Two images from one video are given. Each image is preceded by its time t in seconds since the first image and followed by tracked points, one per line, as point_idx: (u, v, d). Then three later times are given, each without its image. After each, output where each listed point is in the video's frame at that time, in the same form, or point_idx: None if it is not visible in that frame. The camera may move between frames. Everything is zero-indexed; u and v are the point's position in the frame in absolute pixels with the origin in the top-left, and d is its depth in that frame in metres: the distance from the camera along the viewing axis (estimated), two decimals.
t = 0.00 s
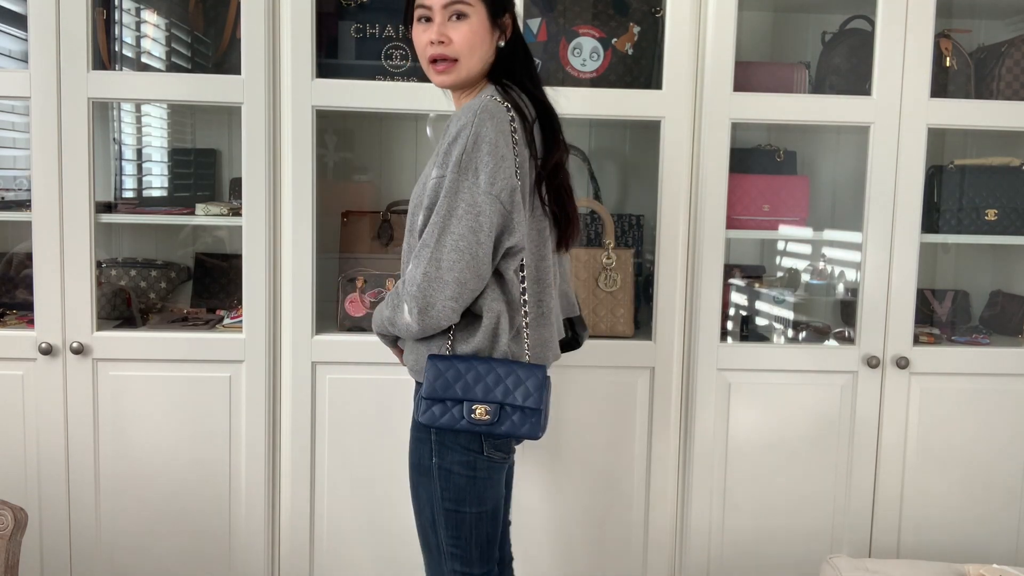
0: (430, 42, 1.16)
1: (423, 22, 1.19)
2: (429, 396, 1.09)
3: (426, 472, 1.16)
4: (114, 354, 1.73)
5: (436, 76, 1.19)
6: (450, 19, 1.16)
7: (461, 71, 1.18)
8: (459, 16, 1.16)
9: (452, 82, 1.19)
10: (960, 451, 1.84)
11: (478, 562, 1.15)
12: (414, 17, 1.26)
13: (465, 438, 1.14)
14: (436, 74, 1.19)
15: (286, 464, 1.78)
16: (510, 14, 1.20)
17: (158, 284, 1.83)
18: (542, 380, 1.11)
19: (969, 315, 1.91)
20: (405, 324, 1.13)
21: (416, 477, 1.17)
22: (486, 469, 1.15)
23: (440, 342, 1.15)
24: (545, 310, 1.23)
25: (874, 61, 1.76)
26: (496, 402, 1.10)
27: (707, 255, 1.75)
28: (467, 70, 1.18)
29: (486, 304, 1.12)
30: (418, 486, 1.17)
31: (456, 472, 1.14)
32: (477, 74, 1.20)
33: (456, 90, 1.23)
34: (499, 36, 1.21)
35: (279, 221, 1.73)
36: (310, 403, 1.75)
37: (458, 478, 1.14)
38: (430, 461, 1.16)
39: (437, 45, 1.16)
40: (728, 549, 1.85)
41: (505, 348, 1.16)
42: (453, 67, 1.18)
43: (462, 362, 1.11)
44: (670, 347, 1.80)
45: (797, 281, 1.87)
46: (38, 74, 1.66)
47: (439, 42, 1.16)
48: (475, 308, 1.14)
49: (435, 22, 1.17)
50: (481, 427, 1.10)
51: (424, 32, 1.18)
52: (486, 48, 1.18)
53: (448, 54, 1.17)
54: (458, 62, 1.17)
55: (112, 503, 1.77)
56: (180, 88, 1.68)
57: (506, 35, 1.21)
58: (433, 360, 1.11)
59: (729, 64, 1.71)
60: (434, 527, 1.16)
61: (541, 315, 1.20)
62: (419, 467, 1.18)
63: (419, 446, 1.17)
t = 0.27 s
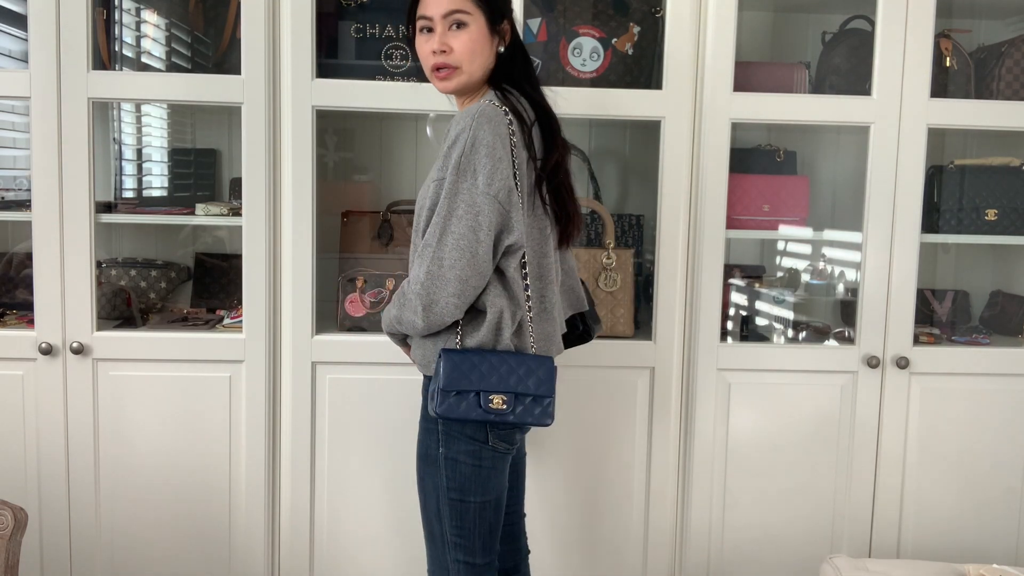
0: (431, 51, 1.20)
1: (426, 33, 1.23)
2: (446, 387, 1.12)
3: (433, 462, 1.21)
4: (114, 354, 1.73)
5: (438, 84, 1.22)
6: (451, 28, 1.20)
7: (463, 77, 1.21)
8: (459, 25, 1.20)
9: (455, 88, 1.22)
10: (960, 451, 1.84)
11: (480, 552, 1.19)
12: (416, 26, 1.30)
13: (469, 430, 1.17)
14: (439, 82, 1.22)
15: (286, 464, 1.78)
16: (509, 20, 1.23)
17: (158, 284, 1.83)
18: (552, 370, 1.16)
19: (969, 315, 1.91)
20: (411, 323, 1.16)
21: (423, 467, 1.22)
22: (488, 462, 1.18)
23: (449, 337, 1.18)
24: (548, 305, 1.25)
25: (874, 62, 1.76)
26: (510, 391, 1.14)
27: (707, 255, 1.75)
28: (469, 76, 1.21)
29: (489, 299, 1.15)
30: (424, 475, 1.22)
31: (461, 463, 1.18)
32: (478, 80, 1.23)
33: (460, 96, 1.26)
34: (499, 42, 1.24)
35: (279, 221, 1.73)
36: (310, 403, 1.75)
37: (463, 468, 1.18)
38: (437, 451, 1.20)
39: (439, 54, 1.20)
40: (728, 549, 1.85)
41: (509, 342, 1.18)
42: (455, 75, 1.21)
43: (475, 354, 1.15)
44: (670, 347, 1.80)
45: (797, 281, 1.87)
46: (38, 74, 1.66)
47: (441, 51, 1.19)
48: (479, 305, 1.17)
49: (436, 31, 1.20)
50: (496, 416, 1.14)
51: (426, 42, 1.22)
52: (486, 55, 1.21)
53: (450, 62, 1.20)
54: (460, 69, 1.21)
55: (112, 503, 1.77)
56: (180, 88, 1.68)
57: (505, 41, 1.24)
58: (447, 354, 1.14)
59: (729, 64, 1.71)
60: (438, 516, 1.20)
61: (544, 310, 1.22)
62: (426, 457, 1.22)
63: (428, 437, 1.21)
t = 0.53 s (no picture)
0: (437, 52, 1.20)
1: (431, 34, 1.23)
2: (449, 382, 1.12)
3: (439, 457, 1.21)
4: (114, 354, 1.73)
5: (443, 85, 1.22)
6: (457, 30, 1.20)
7: (468, 79, 1.22)
8: (465, 27, 1.20)
9: (459, 90, 1.23)
10: (960, 451, 1.84)
11: (485, 547, 1.20)
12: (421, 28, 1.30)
13: (476, 425, 1.17)
14: (444, 83, 1.22)
15: (286, 464, 1.78)
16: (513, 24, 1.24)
17: (158, 284, 1.83)
18: (554, 365, 1.16)
19: (969, 315, 1.91)
20: (418, 321, 1.16)
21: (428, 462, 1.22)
22: (495, 459, 1.18)
23: (455, 334, 1.19)
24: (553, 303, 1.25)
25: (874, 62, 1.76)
26: (512, 386, 1.13)
27: (707, 255, 1.75)
28: (474, 78, 1.22)
29: (494, 296, 1.15)
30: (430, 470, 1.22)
31: (468, 458, 1.18)
32: (483, 82, 1.23)
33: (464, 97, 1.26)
34: (504, 45, 1.24)
35: (279, 221, 1.73)
36: (310, 403, 1.75)
37: (469, 463, 1.18)
38: (443, 446, 1.20)
39: (445, 55, 1.20)
40: (728, 549, 1.85)
41: (514, 339, 1.18)
42: (460, 76, 1.21)
43: (478, 350, 1.15)
44: (670, 347, 1.80)
45: (797, 281, 1.87)
46: (38, 74, 1.66)
47: (446, 52, 1.20)
48: (485, 302, 1.17)
49: (442, 33, 1.21)
50: (500, 410, 1.13)
51: (432, 43, 1.22)
52: (491, 57, 1.21)
53: (455, 63, 1.20)
54: (465, 71, 1.21)
55: (112, 503, 1.77)
56: (180, 88, 1.68)
57: (510, 44, 1.25)
58: (451, 350, 1.14)
59: (729, 64, 1.71)
60: (444, 511, 1.20)
61: (548, 308, 1.23)
62: (433, 452, 1.22)
63: (434, 432, 1.22)
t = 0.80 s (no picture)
0: (438, 52, 1.20)
1: (434, 35, 1.23)
2: (453, 380, 1.12)
3: (439, 457, 1.21)
4: (114, 354, 1.73)
5: (444, 85, 1.23)
6: (459, 30, 1.20)
7: (469, 79, 1.22)
8: (467, 28, 1.20)
9: (461, 90, 1.23)
10: (960, 451, 1.84)
11: (485, 546, 1.20)
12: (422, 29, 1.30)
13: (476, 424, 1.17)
14: (445, 83, 1.22)
15: (286, 464, 1.78)
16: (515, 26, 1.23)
17: (158, 284, 1.82)
18: (556, 364, 1.16)
19: (969, 315, 1.91)
20: (419, 320, 1.16)
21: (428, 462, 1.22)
22: (495, 459, 1.18)
23: (456, 333, 1.19)
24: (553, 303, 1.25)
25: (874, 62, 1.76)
26: (515, 383, 1.13)
27: (707, 255, 1.75)
28: (475, 78, 1.22)
29: (495, 295, 1.15)
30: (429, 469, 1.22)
31: (467, 458, 1.18)
32: (485, 83, 1.23)
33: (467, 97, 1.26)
34: (506, 46, 1.24)
35: (279, 221, 1.73)
36: (311, 403, 1.75)
37: (470, 462, 1.18)
38: (443, 445, 1.20)
39: (446, 55, 1.20)
40: (728, 548, 1.85)
41: (515, 338, 1.18)
42: (461, 76, 1.21)
43: (480, 349, 1.15)
44: (670, 347, 1.80)
45: (797, 281, 1.87)
46: (38, 74, 1.66)
47: (448, 52, 1.20)
48: (486, 301, 1.17)
49: (444, 34, 1.21)
50: (502, 407, 1.13)
51: (434, 44, 1.23)
52: (493, 58, 1.21)
53: (456, 63, 1.21)
54: (466, 71, 1.21)
55: (112, 503, 1.77)
56: (180, 88, 1.68)
57: (512, 45, 1.25)
58: (453, 349, 1.14)
59: (729, 64, 1.71)
60: (444, 511, 1.20)
61: (549, 308, 1.23)
62: (432, 452, 1.22)
63: (435, 432, 1.22)
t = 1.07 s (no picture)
0: (435, 54, 1.21)
1: (430, 37, 1.24)
2: (448, 382, 1.12)
3: (437, 458, 1.21)
4: (114, 354, 1.73)
5: (443, 87, 1.23)
6: (454, 32, 1.21)
7: (465, 80, 1.22)
8: (462, 29, 1.20)
9: (458, 91, 1.23)
10: (960, 451, 1.84)
11: (483, 548, 1.20)
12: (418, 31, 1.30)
13: (474, 426, 1.17)
14: (443, 85, 1.23)
15: (286, 464, 1.78)
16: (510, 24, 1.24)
17: (158, 284, 1.82)
18: (553, 365, 1.16)
19: (970, 315, 1.91)
20: (418, 322, 1.16)
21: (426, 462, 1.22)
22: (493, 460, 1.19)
23: (454, 335, 1.19)
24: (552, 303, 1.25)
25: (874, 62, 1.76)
26: (512, 385, 1.13)
27: (707, 255, 1.75)
28: (471, 79, 1.22)
29: (493, 297, 1.15)
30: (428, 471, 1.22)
31: (466, 459, 1.18)
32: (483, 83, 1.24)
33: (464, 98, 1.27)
34: (502, 46, 1.24)
35: (279, 221, 1.74)
36: (311, 403, 1.75)
37: (468, 463, 1.18)
38: (442, 447, 1.20)
39: (443, 57, 1.20)
40: (728, 549, 1.85)
41: (513, 339, 1.18)
42: (459, 77, 1.22)
43: (477, 350, 1.15)
44: (670, 347, 1.80)
45: (797, 281, 1.87)
46: (38, 74, 1.66)
47: (444, 54, 1.20)
48: (484, 302, 1.17)
49: (440, 36, 1.21)
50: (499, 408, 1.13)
51: (430, 46, 1.23)
52: (489, 57, 1.22)
53: (453, 65, 1.21)
54: (462, 72, 1.21)
55: (112, 503, 1.77)
56: (180, 88, 1.68)
57: (508, 45, 1.25)
58: (450, 351, 1.14)
59: (730, 64, 1.71)
60: (442, 512, 1.20)
61: (548, 308, 1.23)
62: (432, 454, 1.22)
63: (433, 433, 1.22)
